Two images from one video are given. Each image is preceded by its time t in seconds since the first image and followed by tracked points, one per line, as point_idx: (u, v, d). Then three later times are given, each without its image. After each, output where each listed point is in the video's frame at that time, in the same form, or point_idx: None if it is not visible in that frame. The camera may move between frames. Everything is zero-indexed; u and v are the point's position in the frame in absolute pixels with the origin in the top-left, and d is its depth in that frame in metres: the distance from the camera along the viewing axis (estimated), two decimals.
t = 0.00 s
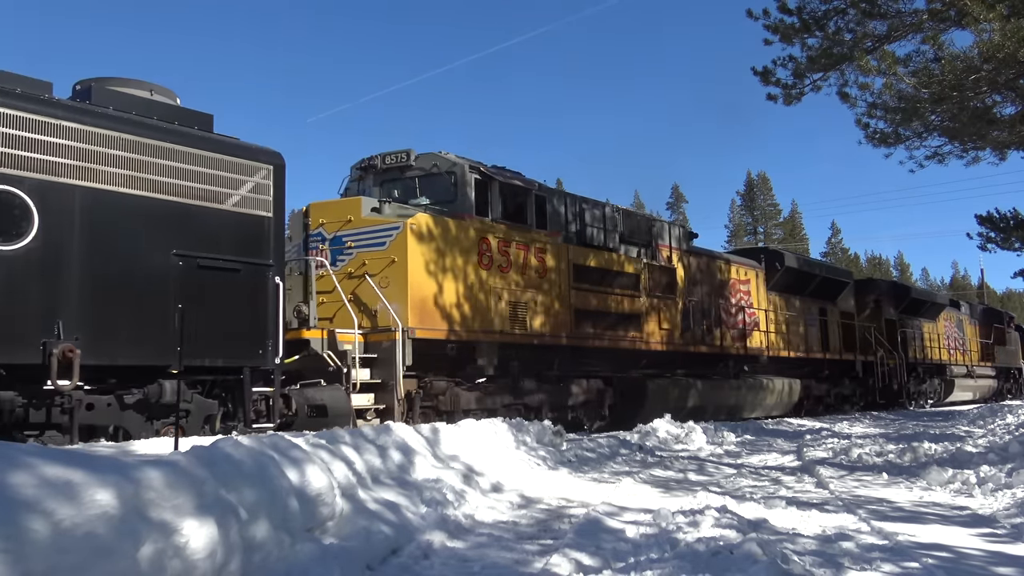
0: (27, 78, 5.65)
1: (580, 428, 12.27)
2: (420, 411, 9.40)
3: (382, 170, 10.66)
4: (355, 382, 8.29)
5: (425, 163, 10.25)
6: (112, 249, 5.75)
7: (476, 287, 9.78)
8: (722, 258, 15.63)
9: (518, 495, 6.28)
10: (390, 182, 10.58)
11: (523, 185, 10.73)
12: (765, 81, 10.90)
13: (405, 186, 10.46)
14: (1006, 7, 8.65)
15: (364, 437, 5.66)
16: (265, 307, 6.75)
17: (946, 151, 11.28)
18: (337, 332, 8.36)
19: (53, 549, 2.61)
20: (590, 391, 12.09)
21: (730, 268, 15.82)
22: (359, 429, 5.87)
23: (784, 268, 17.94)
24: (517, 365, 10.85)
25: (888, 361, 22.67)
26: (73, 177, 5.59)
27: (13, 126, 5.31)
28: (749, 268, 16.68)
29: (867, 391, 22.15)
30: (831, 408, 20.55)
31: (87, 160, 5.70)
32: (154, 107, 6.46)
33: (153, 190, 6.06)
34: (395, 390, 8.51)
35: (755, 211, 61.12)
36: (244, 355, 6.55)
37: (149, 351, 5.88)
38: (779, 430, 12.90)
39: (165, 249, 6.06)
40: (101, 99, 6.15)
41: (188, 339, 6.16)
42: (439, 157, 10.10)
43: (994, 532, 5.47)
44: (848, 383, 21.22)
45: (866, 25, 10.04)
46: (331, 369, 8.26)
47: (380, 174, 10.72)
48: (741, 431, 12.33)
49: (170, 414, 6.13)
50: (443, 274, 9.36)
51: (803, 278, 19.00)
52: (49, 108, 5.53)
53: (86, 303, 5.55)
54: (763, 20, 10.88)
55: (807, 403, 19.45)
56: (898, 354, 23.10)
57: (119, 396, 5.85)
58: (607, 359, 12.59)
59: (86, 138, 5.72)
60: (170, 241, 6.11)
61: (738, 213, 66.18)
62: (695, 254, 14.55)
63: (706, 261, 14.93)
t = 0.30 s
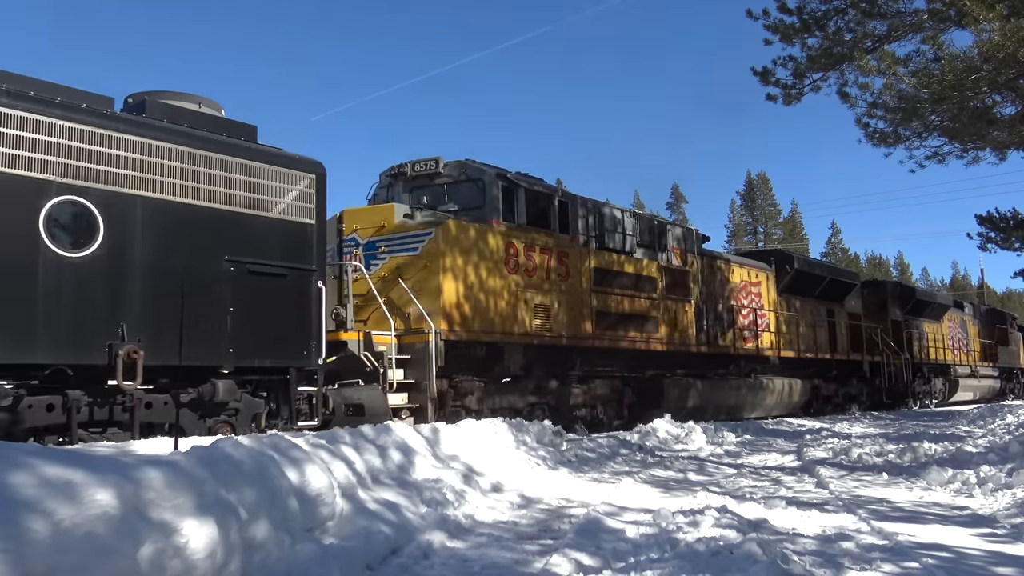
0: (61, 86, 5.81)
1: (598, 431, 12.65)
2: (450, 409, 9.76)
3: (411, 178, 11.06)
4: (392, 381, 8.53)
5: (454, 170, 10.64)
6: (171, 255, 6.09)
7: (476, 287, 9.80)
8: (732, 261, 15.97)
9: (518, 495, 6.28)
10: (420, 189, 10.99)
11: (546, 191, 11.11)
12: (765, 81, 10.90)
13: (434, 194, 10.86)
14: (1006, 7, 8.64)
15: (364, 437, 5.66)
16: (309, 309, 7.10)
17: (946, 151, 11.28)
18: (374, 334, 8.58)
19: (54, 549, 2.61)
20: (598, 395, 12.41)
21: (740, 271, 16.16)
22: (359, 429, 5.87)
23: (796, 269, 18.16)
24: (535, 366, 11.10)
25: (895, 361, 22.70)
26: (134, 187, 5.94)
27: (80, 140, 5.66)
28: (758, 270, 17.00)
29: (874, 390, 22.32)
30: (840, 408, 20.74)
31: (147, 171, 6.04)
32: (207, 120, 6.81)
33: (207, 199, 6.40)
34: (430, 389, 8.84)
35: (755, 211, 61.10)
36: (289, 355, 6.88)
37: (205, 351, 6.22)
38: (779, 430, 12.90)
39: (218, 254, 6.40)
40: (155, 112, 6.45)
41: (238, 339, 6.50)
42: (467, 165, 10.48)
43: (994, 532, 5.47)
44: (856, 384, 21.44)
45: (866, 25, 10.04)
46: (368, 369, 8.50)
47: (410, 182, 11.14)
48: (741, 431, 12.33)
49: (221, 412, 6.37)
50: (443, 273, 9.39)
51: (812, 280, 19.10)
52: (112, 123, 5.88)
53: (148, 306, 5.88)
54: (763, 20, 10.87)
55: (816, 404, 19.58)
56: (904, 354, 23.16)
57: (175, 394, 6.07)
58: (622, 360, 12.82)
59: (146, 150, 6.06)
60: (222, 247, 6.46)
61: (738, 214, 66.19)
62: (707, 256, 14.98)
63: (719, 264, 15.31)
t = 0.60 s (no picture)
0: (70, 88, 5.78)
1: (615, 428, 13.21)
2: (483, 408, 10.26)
3: (438, 185, 11.46)
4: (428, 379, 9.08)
5: (480, 178, 11.04)
6: (225, 260, 6.29)
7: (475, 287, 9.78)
8: (744, 262, 16.33)
9: (519, 495, 6.28)
10: (447, 196, 11.36)
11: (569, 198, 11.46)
12: (765, 81, 10.90)
13: (460, 200, 11.27)
14: (1006, 8, 8.65)
15: (364, 437, 5.66)
16: (350, 312, 7.33)
17: (947, 150, 11.27)
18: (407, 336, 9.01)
19: (54, 549, 2.61)
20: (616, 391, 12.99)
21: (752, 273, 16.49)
22: (359, 429, 5.87)
23: (806, 271, 18.26)
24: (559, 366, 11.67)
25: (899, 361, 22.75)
26: (189, 195, 6.12)
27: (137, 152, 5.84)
28: (768, 274, 17.23)
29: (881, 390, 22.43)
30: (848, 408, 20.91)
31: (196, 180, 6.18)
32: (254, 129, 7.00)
33: (258, 207, 6.61)
34: (461, 389, 9.38)
35: (755, 211, 61.11)
36: (332, 357, 7.11)
37: (255, 353, 6.41)
38: (779, 430, 12.91)
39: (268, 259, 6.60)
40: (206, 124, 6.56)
41: (286, 342, 6.70)
42: (493, 172, 10.89)
43: (995, 532, 5.47)
44: (863, 383, 21.60)
45: (866, 25, 10.04)
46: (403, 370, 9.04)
47: (437, 188, 11.51)
48: (741, 431, 12.33)
49: (268, 410, 6.54)
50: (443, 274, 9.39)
51: (820, 282, 19.17)
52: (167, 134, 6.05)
53: (203, 310, 6.07)
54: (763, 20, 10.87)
55: (826, 405, 19.79)
56: (909, 355, 23.21)
57: (226, 393, 6.29)
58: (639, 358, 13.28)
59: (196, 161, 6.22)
60: (271, 252, 6.66)
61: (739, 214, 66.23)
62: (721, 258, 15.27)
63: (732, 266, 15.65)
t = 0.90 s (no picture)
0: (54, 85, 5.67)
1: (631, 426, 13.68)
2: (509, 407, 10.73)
3: (465, 191, 11.99)
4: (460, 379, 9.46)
5: (506, 184, 11.54)
6: (271, 265, 6.64)
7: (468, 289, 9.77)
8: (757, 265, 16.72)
9: (519, 495, 6.28)
10: (472, 202, 11.87)
11: (589, 203, 11.87)
12: (765, 81, 10.90)
13: (485, 206, 11.79)
14: (1006, 8, 8.65)
15: (364, 437, 5.66)
16: (387, 315, 7.70)
17: (946, 150, 11.27)
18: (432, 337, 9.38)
19: (54, 549, 2.61)
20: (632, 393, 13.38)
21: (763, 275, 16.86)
22: (359, 429, 5.87)
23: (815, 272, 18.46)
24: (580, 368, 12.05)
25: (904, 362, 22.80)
26: (237, 204, 6.47)
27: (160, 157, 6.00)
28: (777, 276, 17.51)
29: (886, 390, 22.52)
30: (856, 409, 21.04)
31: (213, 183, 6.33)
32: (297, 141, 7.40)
33: (302, 215, 6.98)
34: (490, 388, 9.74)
35: (755, 211, 61.12)
36: (370, 357, 7.49)
37: (300, 354, 6.79)
38: (779, 430, 12.91)
39: (311, 264, 6.97)
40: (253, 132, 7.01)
41: (328, 343, 7.08)
42: (518, 178, 11.37)
43: (994, 532, 5.47)
44: (870, 383, 21.69)
45: (866, 25, 10.03)
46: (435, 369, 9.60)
47: (463, 194, 12.03)
48: (741, 431, 12.33)
49: (311, 409, 6.90)
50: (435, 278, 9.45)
51: (828, 284, 19.29)
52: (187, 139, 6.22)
53: (253, 313, 6.46)
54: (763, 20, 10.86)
55: (836, 404, 19.98)
56: (913, 355, 23.26)
57: (272, 392, 6.64)
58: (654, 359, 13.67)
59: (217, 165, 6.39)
60: (314, 258, 7.02)
61: (739, 214, 66.27)
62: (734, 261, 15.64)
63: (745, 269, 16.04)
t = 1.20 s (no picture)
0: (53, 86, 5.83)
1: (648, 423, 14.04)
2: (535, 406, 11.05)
3: (492, 198, 12.52)
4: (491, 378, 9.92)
5: (533, 191, 12.09)
6: (322, 270, 7.26)
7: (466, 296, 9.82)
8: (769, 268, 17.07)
9: (519, 496, 6.28)
10: (499, 207, 12.43)
11: (612, 210, 12.33)
12: (765, 80, 10.90)
13: (512, 212, 12.35)
14: (1006, 7, 8.64)
15: (364, 437, 5.66)
16: (423, 317, 8.36)
17: (946, 150, 11.26)
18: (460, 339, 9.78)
19: (54, 549, 2.61)
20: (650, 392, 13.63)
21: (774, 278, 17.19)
22: (359, 429, 5.87)
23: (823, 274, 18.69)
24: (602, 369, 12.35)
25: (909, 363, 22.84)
26: (289, 214, 7.09)
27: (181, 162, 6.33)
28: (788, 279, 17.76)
29: (893, 390, 22.65)
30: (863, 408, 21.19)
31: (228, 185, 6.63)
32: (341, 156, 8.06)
33: (348, 223, 7.61)
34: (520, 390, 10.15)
35: (754, 211, 61.11)
36: (410, 358, 8.14)
37: (346, 353, 7.43)
38: (779, 430, 12.91)
39: (354, 270, 7.58)
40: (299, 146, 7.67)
41: (370, 344, 7.71)
42: (545, 186, 11.92)
43: (994, 532, 5.47)
44: (877, 383, 21.83)
45: (866, 25, 10.03)
46: (467, 369, 9.97)
47: (490, 201, 12.59)
48: (742, 431, 12.33)
49: (355, 408, 7.57)
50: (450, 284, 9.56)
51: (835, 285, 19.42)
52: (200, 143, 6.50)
53: (307, 317, 7.07)
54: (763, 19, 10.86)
55: (845, 404, 20.11)
56: (920, 355, 23.31)
57: (319, 392, 7.29)
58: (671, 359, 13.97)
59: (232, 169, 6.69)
60: (357, 264, 7.65)
61: (738, 214, 66.26)
62: (747, 264, 16.05)
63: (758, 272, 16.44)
